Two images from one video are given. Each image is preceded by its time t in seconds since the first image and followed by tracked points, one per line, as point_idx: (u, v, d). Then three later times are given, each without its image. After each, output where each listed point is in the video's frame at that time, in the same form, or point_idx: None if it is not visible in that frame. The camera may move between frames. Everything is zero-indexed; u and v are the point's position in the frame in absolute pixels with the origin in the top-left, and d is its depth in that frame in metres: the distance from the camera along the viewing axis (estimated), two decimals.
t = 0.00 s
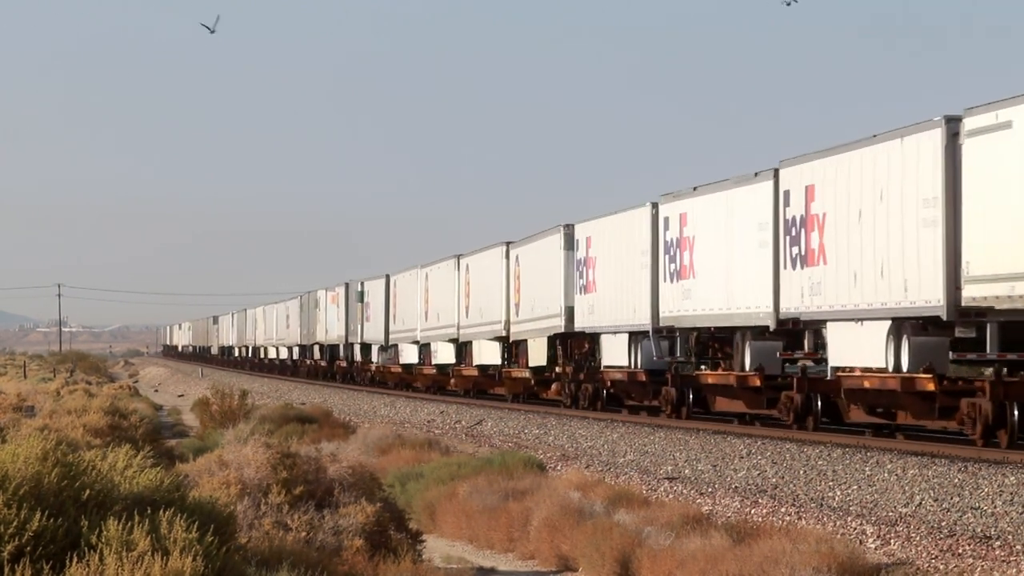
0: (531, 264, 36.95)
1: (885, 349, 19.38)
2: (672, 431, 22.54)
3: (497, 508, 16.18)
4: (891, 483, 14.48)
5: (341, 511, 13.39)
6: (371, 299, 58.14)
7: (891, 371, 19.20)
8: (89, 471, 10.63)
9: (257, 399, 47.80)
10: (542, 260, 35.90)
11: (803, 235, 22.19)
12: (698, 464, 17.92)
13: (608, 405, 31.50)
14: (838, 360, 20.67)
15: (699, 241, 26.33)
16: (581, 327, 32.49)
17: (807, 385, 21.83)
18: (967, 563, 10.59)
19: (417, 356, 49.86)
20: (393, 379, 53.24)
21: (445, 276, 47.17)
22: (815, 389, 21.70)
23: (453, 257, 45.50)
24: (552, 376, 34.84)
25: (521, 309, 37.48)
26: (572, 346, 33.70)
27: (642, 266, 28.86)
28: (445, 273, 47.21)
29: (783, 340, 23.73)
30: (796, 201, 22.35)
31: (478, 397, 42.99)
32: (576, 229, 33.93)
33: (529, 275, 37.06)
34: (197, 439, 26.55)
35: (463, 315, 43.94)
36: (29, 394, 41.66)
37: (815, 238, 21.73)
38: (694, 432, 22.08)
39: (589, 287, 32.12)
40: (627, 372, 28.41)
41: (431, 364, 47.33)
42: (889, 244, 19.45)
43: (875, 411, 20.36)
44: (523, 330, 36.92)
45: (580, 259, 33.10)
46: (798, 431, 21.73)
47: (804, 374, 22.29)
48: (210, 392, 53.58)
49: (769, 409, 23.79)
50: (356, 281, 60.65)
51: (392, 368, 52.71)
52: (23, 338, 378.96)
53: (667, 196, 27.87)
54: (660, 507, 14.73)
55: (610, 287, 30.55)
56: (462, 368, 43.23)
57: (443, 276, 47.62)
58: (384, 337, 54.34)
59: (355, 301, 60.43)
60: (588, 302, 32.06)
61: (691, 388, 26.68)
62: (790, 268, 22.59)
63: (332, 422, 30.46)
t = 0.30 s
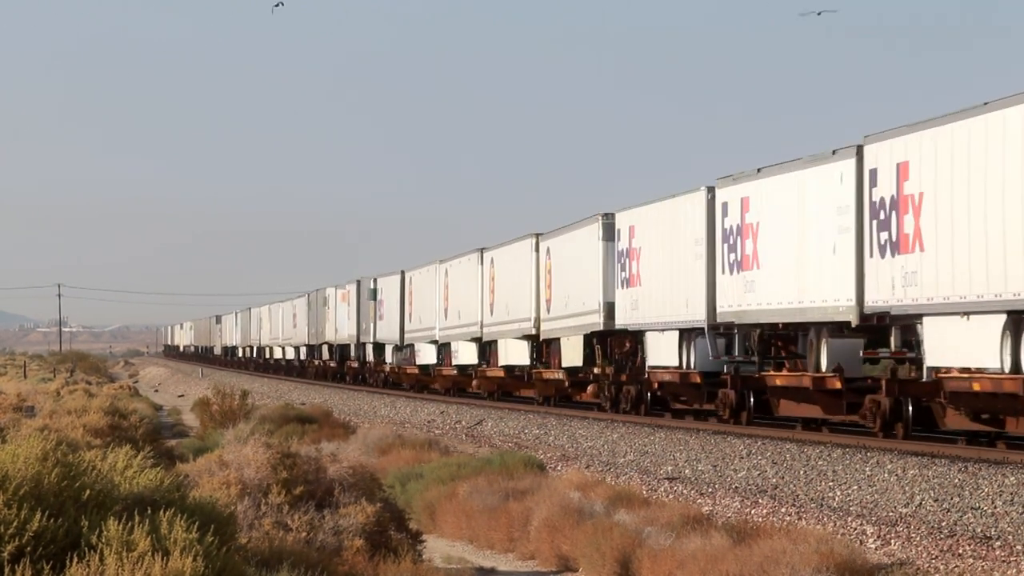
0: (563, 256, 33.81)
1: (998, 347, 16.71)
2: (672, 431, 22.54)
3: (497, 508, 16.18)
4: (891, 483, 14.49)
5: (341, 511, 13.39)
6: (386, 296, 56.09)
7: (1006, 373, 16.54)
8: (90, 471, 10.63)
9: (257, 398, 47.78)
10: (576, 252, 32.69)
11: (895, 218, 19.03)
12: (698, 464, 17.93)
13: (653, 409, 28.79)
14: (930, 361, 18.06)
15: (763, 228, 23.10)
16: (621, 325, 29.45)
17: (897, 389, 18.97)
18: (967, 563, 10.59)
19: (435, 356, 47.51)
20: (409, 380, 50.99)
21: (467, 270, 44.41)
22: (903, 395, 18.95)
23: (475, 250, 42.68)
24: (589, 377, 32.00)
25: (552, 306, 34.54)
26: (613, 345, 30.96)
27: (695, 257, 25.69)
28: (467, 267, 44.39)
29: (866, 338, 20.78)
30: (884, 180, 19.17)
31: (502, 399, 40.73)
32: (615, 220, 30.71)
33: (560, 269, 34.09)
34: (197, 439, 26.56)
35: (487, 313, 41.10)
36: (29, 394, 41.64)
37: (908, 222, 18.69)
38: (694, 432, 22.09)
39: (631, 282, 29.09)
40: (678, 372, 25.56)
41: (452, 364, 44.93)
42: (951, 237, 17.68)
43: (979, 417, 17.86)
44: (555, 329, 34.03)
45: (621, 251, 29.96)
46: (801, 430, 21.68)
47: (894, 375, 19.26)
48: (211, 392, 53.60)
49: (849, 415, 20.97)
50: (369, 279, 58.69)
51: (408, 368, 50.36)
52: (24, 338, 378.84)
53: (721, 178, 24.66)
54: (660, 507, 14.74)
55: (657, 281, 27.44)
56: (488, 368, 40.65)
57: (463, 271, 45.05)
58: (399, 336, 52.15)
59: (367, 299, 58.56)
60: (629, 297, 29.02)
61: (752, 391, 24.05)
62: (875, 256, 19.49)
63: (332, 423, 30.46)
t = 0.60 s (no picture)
0: (603, 248, 31.12)
1: None
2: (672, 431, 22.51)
3: (497, 508, 16.18)
4: (891, 483, 14.47)
5: (341, 511, 13.38)
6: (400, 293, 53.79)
7: None
8: (90, 471, 10.62)
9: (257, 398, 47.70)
10: (617, 242, 30.00)
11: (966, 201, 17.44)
12: (698, 464, 17.90)
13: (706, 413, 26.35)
14: None
15: (843, 212, 20.38)
16: (673, 321, 26.87)
17: (1012, 393, 17.05)
18: (967, 563, 10.59)
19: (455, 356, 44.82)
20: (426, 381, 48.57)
21: (490, 266, 41.62)
22: (1018, 399, 17.08)
23: (501, 244, 40.01)
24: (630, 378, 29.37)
25: (590, 302, 31.77)
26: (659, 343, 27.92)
27: (761, 246, 23.06)
28: (490, 262, 41.67)
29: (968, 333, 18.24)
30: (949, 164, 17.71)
31: (528, 401, 38.20)
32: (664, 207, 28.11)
33: (598, 262, 31.39)
34: (197, 439, 26.52)
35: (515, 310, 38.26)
36: (28, 393, 41.54)
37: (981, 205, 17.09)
38: (694, 431, 22.06)
39: (686, 273, 26.36)
40: (740, 374, 22.96)
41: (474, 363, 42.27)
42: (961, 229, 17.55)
43: None
44: (594, 325, 31.31)
45: (671, 241, 27.29)
46: (804, 431, 21.53)
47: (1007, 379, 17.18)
48: (211, 391, 53.59)
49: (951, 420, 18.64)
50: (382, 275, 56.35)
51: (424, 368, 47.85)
52: (24, 337, 378.70)
53: (791, 158, 21.87)
54: (660, 507, 14.72)
55: (716, 272, 24.79)
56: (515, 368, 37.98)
57: (485, 266, 42.39)
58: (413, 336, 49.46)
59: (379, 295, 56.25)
60: (684, 290, 26.36)
61: (825, 393, 21.59)
62: (984, 240, 17.02)
63: (332, 422, 30.42)
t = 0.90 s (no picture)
0: (649, 238, 28.36)
1: None
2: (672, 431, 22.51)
3: (497, 508, 16.18)
4: (891, 483, 14.47)
5: (341, 511, 13.37)
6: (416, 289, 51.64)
7: None
8: (90, 472, 10.62)
9: (257, 398, 47.68)
10: (667, 231, 27.13)
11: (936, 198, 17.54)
12: (698, 464, 17.90)
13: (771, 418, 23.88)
14: None
15: (943, 189, 17.32)
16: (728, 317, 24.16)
17: None
18: (967, 563, 10.59)
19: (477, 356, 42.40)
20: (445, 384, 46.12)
21: (517, 260, 39.02)
22: None
23: (531, 236, 37.38)
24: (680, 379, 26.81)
25: (632, 297, 29.17)
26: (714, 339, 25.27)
27: (840, 232, 20.18)
28: (517, 255, 39.03)
29: None
30: (968, 160, 16.85)
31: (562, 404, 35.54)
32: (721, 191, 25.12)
33: (641, 253, 28.86)
34: (197, 439, 26.50)
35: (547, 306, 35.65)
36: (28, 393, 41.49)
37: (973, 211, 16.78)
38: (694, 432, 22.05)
39: (748, 264, 23.47)
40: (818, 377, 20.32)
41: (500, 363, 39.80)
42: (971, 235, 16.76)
43: None
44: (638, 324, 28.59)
45: (731, 228, 24.28)
46: (806, 431, 21.49)
47: None
48: (212, 391, 53.58)
49: None
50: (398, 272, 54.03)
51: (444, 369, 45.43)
52: (24, 337, 378.58)
53: (877, 132, 18.84)
54: (660, 507, 14.71)
55: (784, 263, 22.04)
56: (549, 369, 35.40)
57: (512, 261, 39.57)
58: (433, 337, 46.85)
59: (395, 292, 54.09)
60: (745, 284, 23.47)
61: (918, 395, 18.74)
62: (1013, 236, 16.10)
63: (332, 422, 30.41)
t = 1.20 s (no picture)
0: (704, 227, 25.94)
1: None
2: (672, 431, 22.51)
3: (496, 508, 16.19)
4: (891, 483, 14.47)
5: (341, 511, 13.37)
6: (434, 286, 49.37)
7: None
8: (90, 472, 10.62)
9: (257, 398, 47.66)
10: (728, 219, 24.68)
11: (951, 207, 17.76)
12: (698, 464, 17.91)
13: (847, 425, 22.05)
14: None
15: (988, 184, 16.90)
16: (802, 311, 21.77)
17: None
18: (967, 563, 10.59)
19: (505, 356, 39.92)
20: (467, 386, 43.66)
21: (548, 252, 36.45)
22: None
23: (564, 226, 34.82)
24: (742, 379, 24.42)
25: (685, 290, 26.71)
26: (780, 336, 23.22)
27: (941, 213, 17.94)
28: (547, 246, 36.50)
29: None
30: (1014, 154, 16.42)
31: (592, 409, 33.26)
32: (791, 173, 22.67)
33: (691, 245, 26.59)
34: (197, 439, 26.51)
35: (584, 301, 33.12)
36: (28, 393, 41.47)
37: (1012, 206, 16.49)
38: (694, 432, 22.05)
39: (823, 252, 21.20)
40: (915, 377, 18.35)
41: (530, 364, 37.37)
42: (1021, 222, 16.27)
43: None
44: (691, 321, 26.28)
45: (803, 212, 21.92)
46: (805, 431, 21.52)
47: None
48: (212, 391, 53.61)
49: None
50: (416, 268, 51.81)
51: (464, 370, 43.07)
52: (25, 337, 378.54)
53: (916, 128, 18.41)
54: (660, 506, 14.72)
55: (873, 251, 19.66)
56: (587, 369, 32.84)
57: (541, 253, 37.18)
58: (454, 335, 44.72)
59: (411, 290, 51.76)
60: (821, 274, 21.20)
61: None
62: None
63: (332, 422, 30.41)
